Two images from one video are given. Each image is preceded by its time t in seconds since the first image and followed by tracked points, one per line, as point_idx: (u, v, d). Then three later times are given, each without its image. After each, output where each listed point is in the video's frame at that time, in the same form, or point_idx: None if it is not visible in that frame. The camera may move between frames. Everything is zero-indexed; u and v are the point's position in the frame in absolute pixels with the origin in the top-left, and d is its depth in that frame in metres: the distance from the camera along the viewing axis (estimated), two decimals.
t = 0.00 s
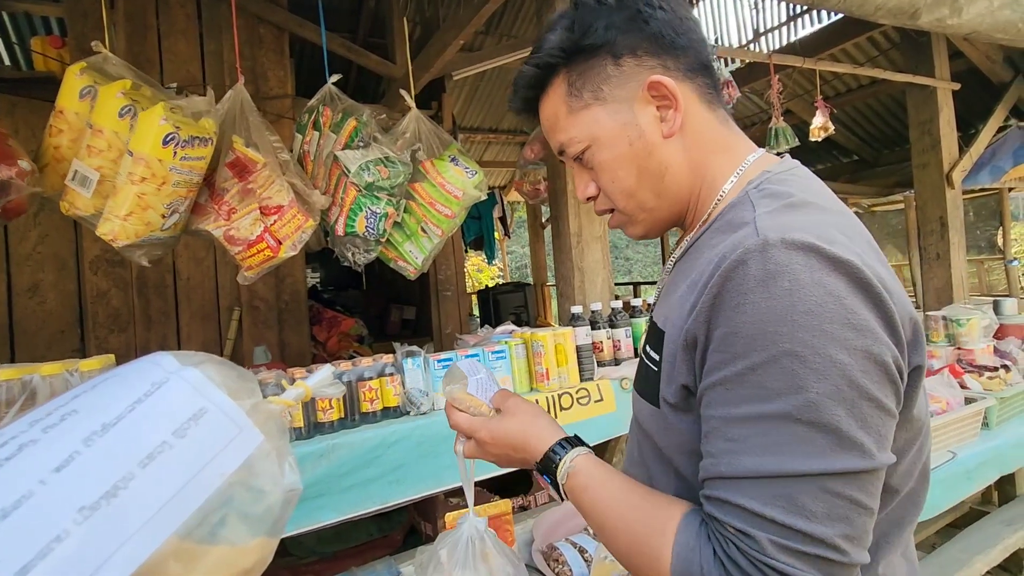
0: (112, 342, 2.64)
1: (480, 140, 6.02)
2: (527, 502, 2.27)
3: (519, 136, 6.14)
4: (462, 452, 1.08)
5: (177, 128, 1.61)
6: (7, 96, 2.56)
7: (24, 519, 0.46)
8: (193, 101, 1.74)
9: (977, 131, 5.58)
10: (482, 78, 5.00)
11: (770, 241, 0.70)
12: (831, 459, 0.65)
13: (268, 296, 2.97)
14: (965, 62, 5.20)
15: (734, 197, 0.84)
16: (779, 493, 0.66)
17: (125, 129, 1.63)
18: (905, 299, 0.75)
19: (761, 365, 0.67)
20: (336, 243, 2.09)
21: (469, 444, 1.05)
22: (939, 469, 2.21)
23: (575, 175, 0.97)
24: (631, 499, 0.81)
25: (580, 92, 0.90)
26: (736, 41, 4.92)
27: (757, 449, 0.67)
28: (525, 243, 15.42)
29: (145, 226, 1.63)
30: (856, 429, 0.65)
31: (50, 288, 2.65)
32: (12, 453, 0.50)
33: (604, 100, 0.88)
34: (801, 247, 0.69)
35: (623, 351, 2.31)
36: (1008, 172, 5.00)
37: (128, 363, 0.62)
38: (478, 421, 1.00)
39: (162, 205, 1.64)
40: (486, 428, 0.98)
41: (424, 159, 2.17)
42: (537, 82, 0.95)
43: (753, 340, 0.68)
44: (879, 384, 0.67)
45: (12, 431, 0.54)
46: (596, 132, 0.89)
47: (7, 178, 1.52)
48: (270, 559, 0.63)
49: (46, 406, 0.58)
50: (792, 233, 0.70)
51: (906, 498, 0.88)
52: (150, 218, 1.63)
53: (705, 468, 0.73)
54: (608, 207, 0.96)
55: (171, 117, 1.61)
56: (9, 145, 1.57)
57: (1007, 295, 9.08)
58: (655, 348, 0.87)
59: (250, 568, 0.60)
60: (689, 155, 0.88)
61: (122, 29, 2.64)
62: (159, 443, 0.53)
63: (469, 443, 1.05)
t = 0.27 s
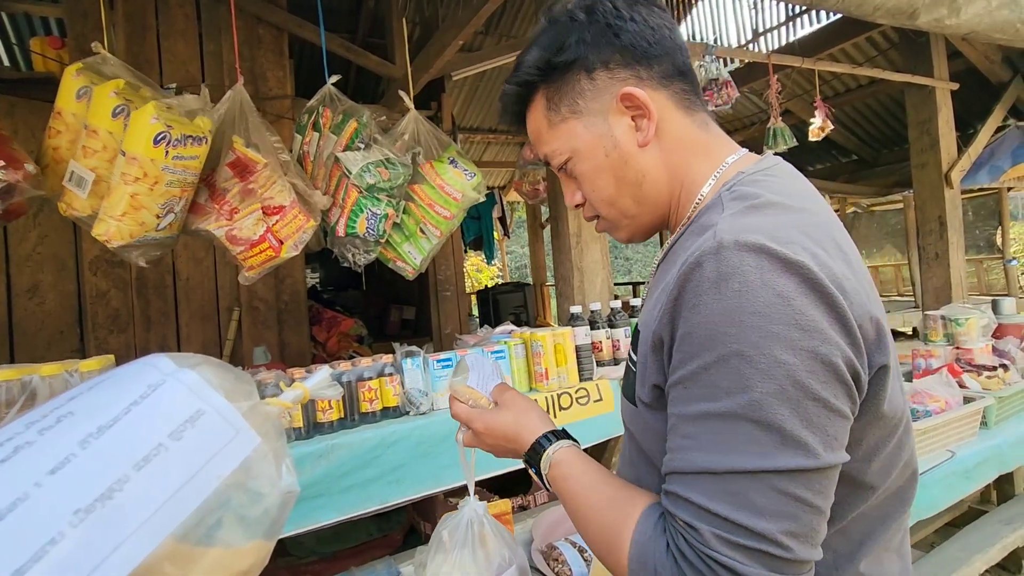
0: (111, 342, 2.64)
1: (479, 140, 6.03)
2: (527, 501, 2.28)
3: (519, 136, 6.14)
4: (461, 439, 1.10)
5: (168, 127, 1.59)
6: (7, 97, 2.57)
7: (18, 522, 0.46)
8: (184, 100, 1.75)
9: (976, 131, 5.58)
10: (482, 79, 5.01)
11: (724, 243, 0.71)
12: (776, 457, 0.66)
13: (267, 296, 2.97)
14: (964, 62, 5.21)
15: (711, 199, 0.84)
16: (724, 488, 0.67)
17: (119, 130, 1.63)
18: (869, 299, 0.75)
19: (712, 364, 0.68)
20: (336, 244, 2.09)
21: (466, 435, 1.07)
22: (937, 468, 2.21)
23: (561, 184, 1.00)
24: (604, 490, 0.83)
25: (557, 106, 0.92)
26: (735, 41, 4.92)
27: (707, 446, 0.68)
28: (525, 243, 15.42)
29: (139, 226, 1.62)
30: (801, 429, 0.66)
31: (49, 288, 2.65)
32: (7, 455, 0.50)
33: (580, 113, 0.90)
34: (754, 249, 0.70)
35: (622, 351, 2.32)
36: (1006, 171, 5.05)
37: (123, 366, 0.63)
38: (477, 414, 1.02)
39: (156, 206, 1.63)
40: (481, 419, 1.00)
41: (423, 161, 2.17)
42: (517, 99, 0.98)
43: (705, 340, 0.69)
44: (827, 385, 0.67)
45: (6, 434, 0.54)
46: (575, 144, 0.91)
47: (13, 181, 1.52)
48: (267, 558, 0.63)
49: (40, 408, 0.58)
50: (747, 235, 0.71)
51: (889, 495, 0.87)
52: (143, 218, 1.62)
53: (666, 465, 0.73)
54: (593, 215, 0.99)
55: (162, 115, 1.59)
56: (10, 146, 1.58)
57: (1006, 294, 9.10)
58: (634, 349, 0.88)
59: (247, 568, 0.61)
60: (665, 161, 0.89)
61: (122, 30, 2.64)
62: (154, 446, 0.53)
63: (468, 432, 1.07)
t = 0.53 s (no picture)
0: (114, 342, 2.64)
1: (480, 140, 6.03)
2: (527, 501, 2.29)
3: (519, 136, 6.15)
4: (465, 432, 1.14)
5: (165, 127, 1.60)
6: (10, 98, 2.58)
7: (33, 525, 0.46)
8: (180, 99, 1.74)
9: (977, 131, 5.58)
10: (482, 79, 5.01)
11: (696, 245, 0.73)
12: (740, 454, 0.68)
13: (269, 296, 2.98)
14: (965, 62, 5.20)
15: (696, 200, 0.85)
16: (692, 483, 0.69)
17: (120, 130, 1.64)
18: (843, 299, 0.75)
19: (683, 363, 0.70)
20: (339, 244, 2.10)
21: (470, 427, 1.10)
22: (937, 468, 2.21)
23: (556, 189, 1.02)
24: (590, 483, 0.86)
25: (547, 115, 0.93)
26: (736, 41, 4.92)
27: (676, 442, 0.71)
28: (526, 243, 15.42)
29: (139, 226, 1.63)
30: (765, 426, 0.68)
31: (52, 288, 2.66)
32: (17, 457, 0.50)
33: (569, 121, 0.91)
34: (724, 250, 0.72)
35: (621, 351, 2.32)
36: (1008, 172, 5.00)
37: (132, 370, 0.63)
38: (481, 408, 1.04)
39: (156, 205, 1.64)
40: (482, 412, 1.03)
41: (425, 162, 2.17)
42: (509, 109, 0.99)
43: (677, 340, 0.71)
44: (792, 384, 0.68)
45: (15, 434, 0.54)
46: (565, 152, 0.93)
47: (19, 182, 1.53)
48: (265, 565, 0.64)
49: (45, 411, 0.58)
50: (719, 237, 0.73)
51: (874, 492, 0.88)
52: (143, 218, 1.63)
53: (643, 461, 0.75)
54: (588, 218, 1.00)
55: (159, 115, 1.60)
56: (15, 148, 1.60)
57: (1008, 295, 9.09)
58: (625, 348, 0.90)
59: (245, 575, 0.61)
60: (653, 166, 0.90)
61: (124, 30, 2.65)
62: (167, 452, 0.53)
63: (469, 425, 1.10)
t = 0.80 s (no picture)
0: (117, 341, 2.65)
1: (482, 140, 6.04)
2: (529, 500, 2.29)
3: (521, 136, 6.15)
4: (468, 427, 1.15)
5: (169, 126, 1.60)
6: (13, 97, 2.59)
7: (52, 527, 0.45)
8: (184, 97, 1.73)
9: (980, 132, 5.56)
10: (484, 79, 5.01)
11: (696, 243, 0.74)
12: (738, 448, 0.68)
13: (271, 296, 2.98)
14: (968, 62, 5.19)
15: (696, 199, 0.85)
16: (690, 475, 0.70)
17: (124, 129, 1.64)
18: (842, 296, 0.75)
19: (682, 359, 0.71)
20: (343, 243, 2.10)
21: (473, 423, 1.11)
22: (940, 468, 2.20)
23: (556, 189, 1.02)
24: (590, 477, 0.87)
25: (547, 116, 0.93)
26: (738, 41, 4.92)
27: (675, 436, 0.71)
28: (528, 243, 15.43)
29: (144, 224, 1.63)
30: (764, 421, 0.68)
31: (56, 287, 2.66)
32: (33, 458, 0.49)
33: (569, 123, 0.91)
34: (724, 248, 0.72)
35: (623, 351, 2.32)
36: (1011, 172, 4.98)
37: (143, 372, 0.62)
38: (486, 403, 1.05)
39: (161, 204, 1.64)
40: (485, 407, 1.04)
41: (429, 163, 2.17)
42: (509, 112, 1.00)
43: (676, 337, 0.72)
44: (791, 379, 0.69)
45: (28, 434, 0.53)
46: (565, 153, 0.93)
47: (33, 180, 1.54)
48: (272, 570, 0.64)
49: (58, 411, 0.57)
50: (719, 235, 0.73)
51: (871, 487, 0.88)
52: (148, 217, 1.63)
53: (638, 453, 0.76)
54: (588, 218, 1.01)
55: (163, 114, 1.60)
56: (24, 147, 1.60)
57: (1010, 295, 9.07)
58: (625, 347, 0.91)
59: None
60: (653, 166, 0.90)
61: (127, 30, 2.65)
62: (183, 457, 0.53)
63: (473, 420, 1.11)
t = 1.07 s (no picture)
0: (119, 339, 2.65)
1: (483, 140, 6.04)
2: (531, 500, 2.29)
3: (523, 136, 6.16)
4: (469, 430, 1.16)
5: (174, 125, 1.60)
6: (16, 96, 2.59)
7: (64, 525, 0.45)
8: (189, 96, 1.72)
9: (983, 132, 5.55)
10: (486, 79, 5.02)
11: (701, 238, 0.74)
12: (749, 438, 0.68)
13: (273, 294, 2.99)
14: (970, 63, 5.19)
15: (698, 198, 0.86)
16: (702, 468, 0.70)
17: (130, 128, 1.65)
18: (843, 289, 0.76)
19: (688, 354, 0.71)
20: (346, 242, 2.10)
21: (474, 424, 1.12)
22: (941, 469, 2.20)
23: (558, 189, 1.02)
24: (597, 476, 0.87)
25: (552, 116, 0.93)
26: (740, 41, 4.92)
27: (685, 431, 0.71)
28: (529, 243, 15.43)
29: (149, 223, 1.63)
30: (773, 410, 0.68)
31: (58, 286, 2.67)
32: (44, 454, 0.49)
33: (574, 123, 0.91)
34: (728, 242, 0.72)
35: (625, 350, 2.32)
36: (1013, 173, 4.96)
37: (152, 371, 0.63)
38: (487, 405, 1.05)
39: (166, 203, 1.65)
40: (486, 410, 1.04)
41: (431, 163, 2.18)
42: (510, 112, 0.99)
43: (682, 332, 0.72)
44: (798, 369, 0.69)
45: (37, 431, 0.53)
46: (569, 153, 0.93)
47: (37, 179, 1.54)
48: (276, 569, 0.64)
49: (67, 407, 0.57)
50: (723, 230, 0.74)
51: (874, 482, 0.88)
52: (153, 215, 1.64)
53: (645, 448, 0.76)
54: (589, 217, 1.00)
55: (168, 113, 1.61)
56: (30, 145, 1.61)
57: (1012, 297, 9.05)
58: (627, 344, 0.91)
59: None
60: (657, 166, 0.90)
61: (130, 29, 2.66)
62: (193, 456, 0.54)
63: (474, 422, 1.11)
